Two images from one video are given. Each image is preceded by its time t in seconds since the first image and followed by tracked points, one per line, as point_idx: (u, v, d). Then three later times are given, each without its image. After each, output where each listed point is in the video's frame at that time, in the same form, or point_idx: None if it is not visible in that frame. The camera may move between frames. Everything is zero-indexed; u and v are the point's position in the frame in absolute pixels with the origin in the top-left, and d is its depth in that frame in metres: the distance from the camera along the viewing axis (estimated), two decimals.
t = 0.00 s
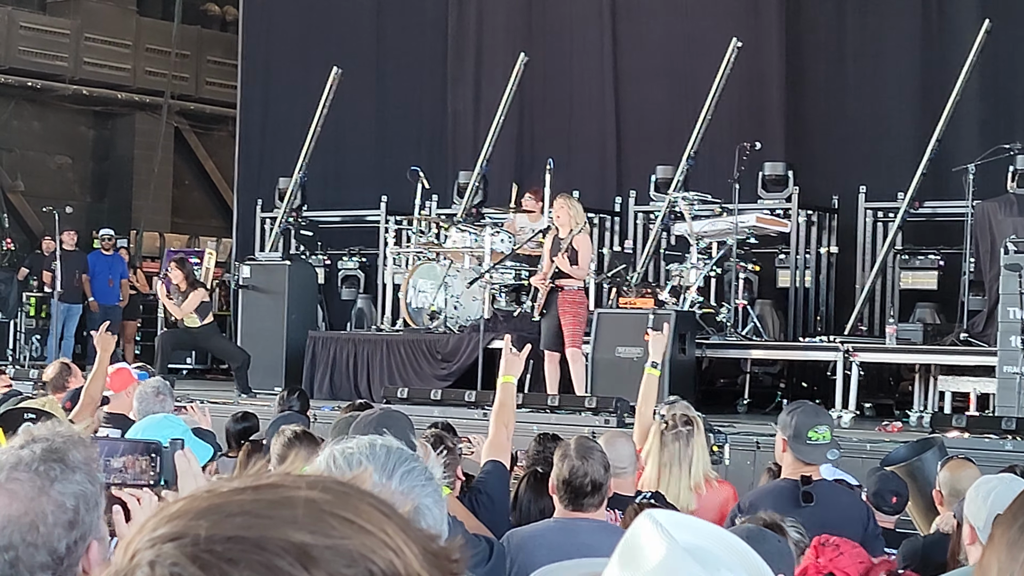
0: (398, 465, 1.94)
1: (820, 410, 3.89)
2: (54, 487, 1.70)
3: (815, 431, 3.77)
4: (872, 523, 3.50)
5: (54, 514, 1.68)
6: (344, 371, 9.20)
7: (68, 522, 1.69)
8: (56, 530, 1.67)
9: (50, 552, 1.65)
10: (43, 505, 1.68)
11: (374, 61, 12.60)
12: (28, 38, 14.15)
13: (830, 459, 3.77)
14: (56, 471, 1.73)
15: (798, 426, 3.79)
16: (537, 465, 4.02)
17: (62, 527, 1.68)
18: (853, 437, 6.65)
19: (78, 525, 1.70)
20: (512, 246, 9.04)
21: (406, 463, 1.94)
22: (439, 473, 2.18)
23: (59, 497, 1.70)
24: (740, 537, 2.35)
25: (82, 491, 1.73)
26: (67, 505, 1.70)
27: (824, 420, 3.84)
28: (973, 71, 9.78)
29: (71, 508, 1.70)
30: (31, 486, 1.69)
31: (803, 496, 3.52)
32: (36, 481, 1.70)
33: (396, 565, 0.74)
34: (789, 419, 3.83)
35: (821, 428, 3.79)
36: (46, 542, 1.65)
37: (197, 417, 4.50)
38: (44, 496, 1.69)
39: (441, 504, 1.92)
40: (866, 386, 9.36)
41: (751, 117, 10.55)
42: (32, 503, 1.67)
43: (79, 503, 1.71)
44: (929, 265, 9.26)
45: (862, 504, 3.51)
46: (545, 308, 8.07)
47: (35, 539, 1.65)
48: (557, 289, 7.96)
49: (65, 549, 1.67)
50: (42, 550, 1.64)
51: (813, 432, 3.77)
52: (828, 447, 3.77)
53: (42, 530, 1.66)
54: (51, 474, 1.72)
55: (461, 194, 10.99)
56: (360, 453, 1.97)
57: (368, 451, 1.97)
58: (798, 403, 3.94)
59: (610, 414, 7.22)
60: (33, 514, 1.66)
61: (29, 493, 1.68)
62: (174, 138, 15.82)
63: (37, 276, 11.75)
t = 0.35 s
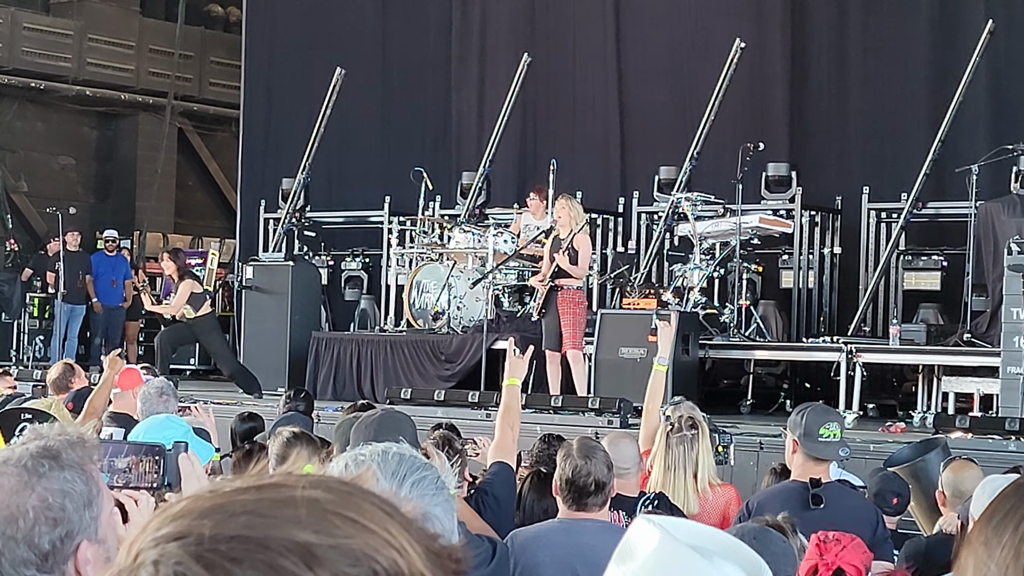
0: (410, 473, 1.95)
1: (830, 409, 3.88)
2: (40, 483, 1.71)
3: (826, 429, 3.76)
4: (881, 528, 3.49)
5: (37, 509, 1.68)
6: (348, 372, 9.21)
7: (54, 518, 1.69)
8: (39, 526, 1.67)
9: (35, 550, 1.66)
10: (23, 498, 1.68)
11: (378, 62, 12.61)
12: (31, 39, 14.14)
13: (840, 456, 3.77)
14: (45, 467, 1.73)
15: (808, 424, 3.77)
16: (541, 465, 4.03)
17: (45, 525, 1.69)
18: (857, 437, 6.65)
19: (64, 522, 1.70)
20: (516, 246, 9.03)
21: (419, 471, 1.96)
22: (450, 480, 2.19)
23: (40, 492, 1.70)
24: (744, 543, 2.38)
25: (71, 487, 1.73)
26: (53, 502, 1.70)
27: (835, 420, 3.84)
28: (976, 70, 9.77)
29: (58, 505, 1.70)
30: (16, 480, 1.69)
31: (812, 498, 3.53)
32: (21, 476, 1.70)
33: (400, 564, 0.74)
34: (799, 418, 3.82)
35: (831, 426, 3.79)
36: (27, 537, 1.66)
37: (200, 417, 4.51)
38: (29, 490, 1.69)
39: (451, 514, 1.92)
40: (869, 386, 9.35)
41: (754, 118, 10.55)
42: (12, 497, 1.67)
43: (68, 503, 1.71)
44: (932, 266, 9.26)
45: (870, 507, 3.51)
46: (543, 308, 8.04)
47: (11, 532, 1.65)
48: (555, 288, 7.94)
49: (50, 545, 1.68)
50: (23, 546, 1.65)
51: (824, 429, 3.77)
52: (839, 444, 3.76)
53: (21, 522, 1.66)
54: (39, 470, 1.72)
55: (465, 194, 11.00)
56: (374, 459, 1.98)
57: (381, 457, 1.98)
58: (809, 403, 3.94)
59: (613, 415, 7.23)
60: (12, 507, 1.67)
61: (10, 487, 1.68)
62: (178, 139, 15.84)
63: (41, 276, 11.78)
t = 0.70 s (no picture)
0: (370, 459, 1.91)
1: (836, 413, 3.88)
2: (33, 483, 1.75)
3: (830, 437, 3.77)
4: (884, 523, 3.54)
5: (32, 509, 1.73)
6: (348, 372, 9.21)
7: (48, 518, 1.74)
8: (32, 524, 1.73)
9: (26, 548, 1.71)
10: (20, 499, 1.73)
11: (379, 61, 12.60)
12: (32, 39, 14.13)
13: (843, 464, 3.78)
14: (39, 466, 1.77)
15: (812, 429, 3.78)
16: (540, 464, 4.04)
17: (41, 524, 1.73)
18: (857, 437, 6.66)
19: (59, 521, 1.75)
20: (517, 245, 9.02)
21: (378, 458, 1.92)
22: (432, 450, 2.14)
23: (34, 494, 1.74)
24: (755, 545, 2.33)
25: (65, 484, 1.77)
26: (48, 501, 1.75)
27: (839, 425, 3.84)
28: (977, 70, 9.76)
29: (50, 502, 1.75)
30: (10, 482, 1.74)
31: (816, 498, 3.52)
32: (16, 476, 1.75)
33: (398, 564, 0.75)
34: (804, 422, 3.84)
35: (835, 434, 3.80)
36: (22, 537, 1.72)
37: (201, 417, 4.51)
38: (21, 492, 1.74)
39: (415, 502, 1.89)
40: (870, 385, 9.36)
41: (755, 117, 10.55)
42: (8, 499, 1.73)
43: (61, 496, 1.76)
44: (932, 266, 9.27)
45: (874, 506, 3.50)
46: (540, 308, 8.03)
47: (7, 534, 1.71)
48: (553, 288, 7.95)
49: (45, 544, 1.73)
50: (20, 546, 1.71)
51: (828, 437, 3.78)
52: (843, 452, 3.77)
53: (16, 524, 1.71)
54: (33, 469, 1.77)
55: (466, 194, 11.00)
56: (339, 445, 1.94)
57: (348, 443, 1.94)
58: (814, 406, 3.93)
59: (613, 415, 7.23)
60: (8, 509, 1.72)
61: (6, 487, 1.74)
62: (178, 138, 15.84)
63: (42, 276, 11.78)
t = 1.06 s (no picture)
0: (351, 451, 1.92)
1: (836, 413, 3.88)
2: (62, 476, 1.71)
3: (830, 437, 3.77)
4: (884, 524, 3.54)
5: (66, 501, 1.69)
6: (348, 372, 9.21)
7: (78, 509, 1.70)
8: (68, 516, 1.68)
9: (61, 540, 1.66)
10: (54, 492, 1.68)
11: (379, 62, 12.60)
12: (33, 40, 14.13)
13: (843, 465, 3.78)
14: (66, 461, 1.73)
15: (812, 431, 3.79)
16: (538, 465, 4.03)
17: (72, 516, 1.69)
18: (857, 437, 6.67)
19: (86, 514, 1.71)
20: (517, 246, 9.02)
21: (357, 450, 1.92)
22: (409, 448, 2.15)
23: (67, 486, 1.70)
24: (764, 547, 2.32)
25: (88, 484, 1.74)
26: (78, 495, 1.71)
27: (840, 426, 3.84)
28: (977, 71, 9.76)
29: (80, 496, 1.71)
30: (41, 473, 1.69)
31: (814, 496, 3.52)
32: (45, 468, 1.70)
33: (397, 566, 0.75)
34: (804, 421, 3.85)
35: (836, 434, 3.80)
36: (57, 529, 1.66)
37: (201, 417, 4.51)
38: (53, 484, 1.69)
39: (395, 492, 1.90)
40: (870, 386, 9.36)
41: (754, 117, 10.55)
42: (44, 489, 1.67)
43: (87, 493, 1.72)
44: (933, 266, 9.26)
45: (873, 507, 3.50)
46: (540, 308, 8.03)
47: (47, 524, 1.66)
48: (552, 288, 7.97)
49: (74, 538, 1.68)
50: (53, 539, 1.65)
51: (828, 437, 3.78)
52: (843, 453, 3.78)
53: (54, 514, 1.67)
54: (61, 463, 1.72)
55: (466, 195, 11.00)
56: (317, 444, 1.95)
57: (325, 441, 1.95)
58: (814, 405, 3.94)
59: (614, 415, 7.23)
60: (46, 499, 1.67)
61: (38, 479, 1.68)
62: (178, 139, 15.85)
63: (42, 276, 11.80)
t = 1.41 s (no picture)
0: (394, 458, 1.95)
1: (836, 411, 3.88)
2: (77, 471, 1.70)
3: (827, 428, 3.75)
4: (883, 526, 3.53)
5: (84, 496, 1.68)
6: (349, 372, 9.21)
7: (94, 503, 1.70)
8: (85, 511, 1.68)
9: (77, 536, 1.65)
10: (73, 488, 1.68)
11: (380, 62, 12.61)
12: (33, 40, 14.15)
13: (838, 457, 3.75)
14: (78, 458, 1.72)
15: (810, 424, 3.78)
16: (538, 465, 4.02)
17: (88, 512, 1.69)
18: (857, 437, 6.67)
19: (101, 510, 1.71)
20: (517, 245, 9.01)
21: (403, 456, 1.96)
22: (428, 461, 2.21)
23: (83, 483, 1.70)
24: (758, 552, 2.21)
25: (100, 480, 1.74)
26: (91, 493, 1.70)
27: (836, 418, 3.84)
28: (977, 70, 9.75)
29: (95, 491, 1.71)
30: (57, 469, 1.68)
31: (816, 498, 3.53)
32: (60, 465, 1.69)
33: (401, 566, 0.75)
34: (803, 418, 3.84)
35: (832, 426, 3.78)
36: (76, 524, 1.66)
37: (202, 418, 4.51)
38: (70, 479, 1.68)
39: (441, 501, 1.94)
40: (871, 385, 9.37)
41: (754, 116, 10.56)
42: (61, 484, 1.67)
43: (100, 489, 1.72)
44: (933, 265, 9.25)
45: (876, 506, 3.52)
46: (540, 308, 8.03)
47: (66, 520, 1.65)
48: (552, 288, 7.96)
49: (90, 533, 1.68)
50: (71, 534, 1.65)
51: (824, 429, 3.76)
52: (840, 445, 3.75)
53: (73, 509, 1.66)
54: (74, 460, 1.71)
55: (466, 195, 11.00)
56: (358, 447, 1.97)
57: (365, 445, 1.97)
58: (814, 402, 3.93)
59: (615, 415, 7.23)
60: (64, 494, 1.66)
61: (55, 474, 1.67)
62: (178, 138, 15.86)
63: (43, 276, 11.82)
